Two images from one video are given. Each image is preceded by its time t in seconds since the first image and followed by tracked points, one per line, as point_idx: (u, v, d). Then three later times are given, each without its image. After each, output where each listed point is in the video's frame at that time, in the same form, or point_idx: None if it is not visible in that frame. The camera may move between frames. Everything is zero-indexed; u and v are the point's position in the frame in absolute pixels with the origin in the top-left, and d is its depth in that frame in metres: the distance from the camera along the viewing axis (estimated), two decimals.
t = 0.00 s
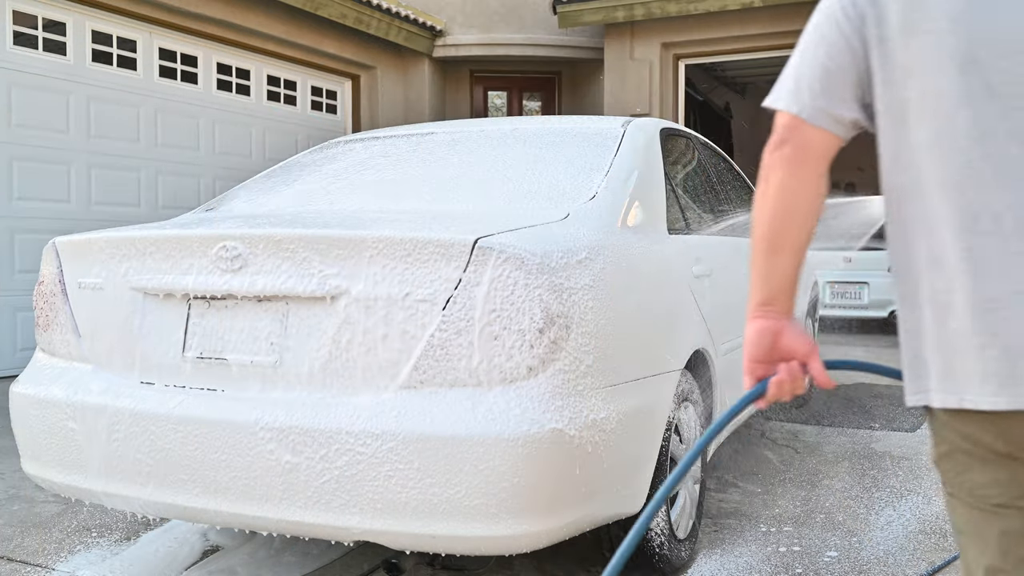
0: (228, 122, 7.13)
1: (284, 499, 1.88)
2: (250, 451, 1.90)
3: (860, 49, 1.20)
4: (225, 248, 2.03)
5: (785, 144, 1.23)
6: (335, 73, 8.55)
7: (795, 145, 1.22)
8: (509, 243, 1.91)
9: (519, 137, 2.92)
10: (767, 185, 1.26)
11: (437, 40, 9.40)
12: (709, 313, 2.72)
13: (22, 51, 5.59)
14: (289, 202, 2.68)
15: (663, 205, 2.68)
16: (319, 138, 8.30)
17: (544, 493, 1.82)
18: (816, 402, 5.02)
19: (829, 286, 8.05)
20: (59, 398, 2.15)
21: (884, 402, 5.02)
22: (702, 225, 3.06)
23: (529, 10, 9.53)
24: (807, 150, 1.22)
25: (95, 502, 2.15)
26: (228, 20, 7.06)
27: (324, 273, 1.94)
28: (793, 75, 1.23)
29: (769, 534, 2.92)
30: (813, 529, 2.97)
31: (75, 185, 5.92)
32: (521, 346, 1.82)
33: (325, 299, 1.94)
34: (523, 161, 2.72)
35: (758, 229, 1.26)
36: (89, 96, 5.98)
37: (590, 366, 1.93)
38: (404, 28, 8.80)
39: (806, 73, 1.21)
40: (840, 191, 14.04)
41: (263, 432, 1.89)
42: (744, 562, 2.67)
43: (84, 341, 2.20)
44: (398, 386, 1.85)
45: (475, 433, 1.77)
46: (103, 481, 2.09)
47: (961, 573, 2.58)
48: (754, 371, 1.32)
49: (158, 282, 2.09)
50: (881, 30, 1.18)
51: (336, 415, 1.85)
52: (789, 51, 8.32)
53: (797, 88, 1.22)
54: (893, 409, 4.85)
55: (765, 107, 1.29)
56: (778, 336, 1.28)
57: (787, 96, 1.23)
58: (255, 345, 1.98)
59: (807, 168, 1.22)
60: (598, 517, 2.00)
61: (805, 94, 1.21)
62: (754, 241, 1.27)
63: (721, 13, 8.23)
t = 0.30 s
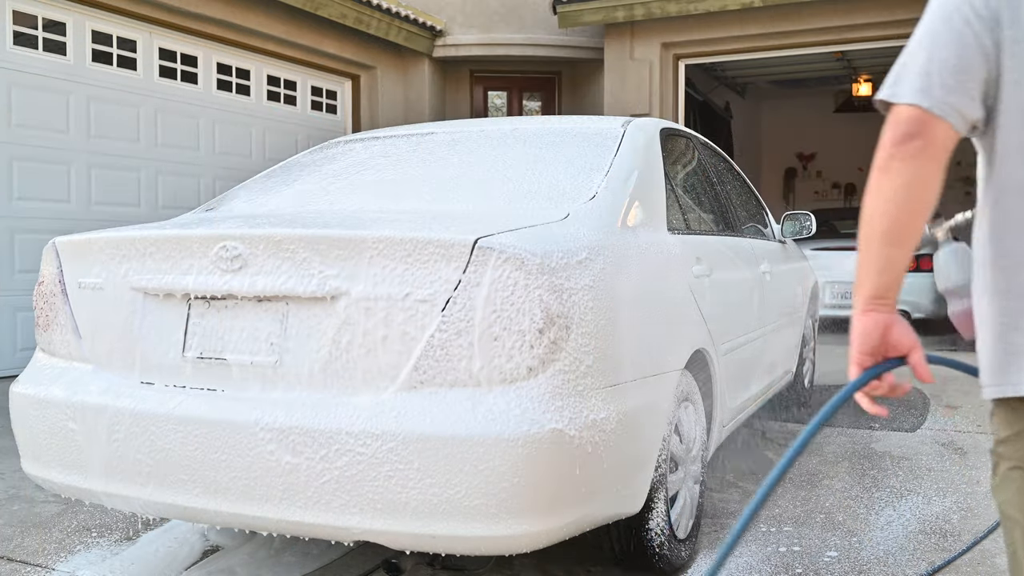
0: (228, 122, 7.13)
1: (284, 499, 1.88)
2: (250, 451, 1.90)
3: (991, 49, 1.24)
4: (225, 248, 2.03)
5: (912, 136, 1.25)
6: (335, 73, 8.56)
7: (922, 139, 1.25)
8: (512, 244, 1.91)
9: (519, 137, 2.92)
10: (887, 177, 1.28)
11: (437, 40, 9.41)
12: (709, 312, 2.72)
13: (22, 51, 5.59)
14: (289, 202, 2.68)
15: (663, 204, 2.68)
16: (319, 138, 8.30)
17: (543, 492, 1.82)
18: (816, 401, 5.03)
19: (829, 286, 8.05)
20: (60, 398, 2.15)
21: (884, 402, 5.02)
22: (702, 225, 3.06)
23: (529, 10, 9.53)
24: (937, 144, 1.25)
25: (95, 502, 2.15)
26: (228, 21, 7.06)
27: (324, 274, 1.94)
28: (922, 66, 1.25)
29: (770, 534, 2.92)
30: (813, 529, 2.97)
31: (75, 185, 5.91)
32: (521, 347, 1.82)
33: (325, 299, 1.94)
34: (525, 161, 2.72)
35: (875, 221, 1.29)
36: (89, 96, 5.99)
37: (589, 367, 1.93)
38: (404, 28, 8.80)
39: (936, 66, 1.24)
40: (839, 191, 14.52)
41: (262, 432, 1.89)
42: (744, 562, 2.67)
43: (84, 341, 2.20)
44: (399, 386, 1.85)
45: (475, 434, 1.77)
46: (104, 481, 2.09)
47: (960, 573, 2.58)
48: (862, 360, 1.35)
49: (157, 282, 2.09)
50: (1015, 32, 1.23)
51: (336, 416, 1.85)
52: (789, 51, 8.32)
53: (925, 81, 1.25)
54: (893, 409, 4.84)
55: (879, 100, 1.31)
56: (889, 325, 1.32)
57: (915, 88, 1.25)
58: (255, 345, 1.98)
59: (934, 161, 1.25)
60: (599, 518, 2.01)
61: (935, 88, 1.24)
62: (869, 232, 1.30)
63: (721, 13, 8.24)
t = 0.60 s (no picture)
0: (228, 122, 7.13)
1: (283, 499, 1.89)
2: (251, 451, 1.90)
3: None
4: (225, 248, 2.03)
5: None
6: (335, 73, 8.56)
7: None
8: (509, 243, 1.91)
9: (519, 137, 2.92)
10: None
11: (437, 40, 9.41)
12: (709, 313, 2.72)
13: (22, 51, 5.59)
14: (289, 202, 2.68)
15: (663, 204, 2.68)
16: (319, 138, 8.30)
17: (543, 493, 1.82)
18: (816, 401, 5.03)
19: (829, 286, 8.04)
20: (60, 397, 2.15)
21: (884, 402, 5.02)
22: (703, 225, 3.07)
23: (529, 10, 9.54)
24: None
25: (96, 502, 2.15)
26: (228, 20, 7.05)
27: (324, 274, 1.94)
28: None
29: (770, 534, 2.92)
30: (813, 529, 2.97)
31: (75, 185, 5.92)
32: (521, 348, 1.82)
33: (324, 299, 1.94)
34: (525, 161, 2.72)
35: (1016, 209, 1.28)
36: (89, 96, 5.99)
37: (591, 367, 1.94)
38: (404, 28, 8.79)
39: None
40: (839, 192, 14.37)
41: (263, 432, 1.89)
42: (744, 562, 2.67)
43: (84, 341, 2.20)
44: (398, 387, 1.85)
45: (475, 434, 1.77)
46: (104, 480, 2.09)
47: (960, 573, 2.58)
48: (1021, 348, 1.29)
49: (157, 282, 2.09)
50: None
51: (336, 416, 1.85)
52: (789, 51, 8.33)
53: None
54: (893, 409, 4.85)
55: (1004, 95, 1.33)
56: None
57: None
58: (255, 345, 1.98)
59: None
60: (599, 518, 2.01)
61: None
62: (1009, 221, 1.29)
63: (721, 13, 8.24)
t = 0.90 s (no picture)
0: (228, 122, 7.13)
1: (284, 498, 1.89)
2: (251, 451, 1.90)
3: None
4: (225, 248, 2.03)
5: None
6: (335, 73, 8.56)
7: None
8: (511, 242, 1.91)
9: (519, 137, 2.92)
10: None
11: (437, 40, 9.41)
12: (709, 312, 2.72)
13: (22, 51, 5.59)
14: (289, 202, 2.68)
15: (663, 204, 2.68)
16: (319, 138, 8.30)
17: (543, 493, 1.82)
18: (816, 401, 5.03)
19: (829, 286, 8.04)
20: (59, 398, 2.15)
21: (884, 402, 5.02)
22: (703, 225, 3.07)
23: (529, 10, 9.54)
24: None
25: (96, 502, 2.15)
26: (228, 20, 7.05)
27: (323, 274, 1.94)
28: None
29: (771, 534, 2.92)
30: (813, 529, 2.97)
31: (75, 185, 5.92)
32: (521, 349, 1.82)
33: (325, 300, 1.94)
34: (525, 161, 2.72)
35: None
36: (89, 96, 5.99)
37: (591, 367, 1.94)
38: (404, 28, 8.79)
39: None
40: (839, 192, 14.37)
41: (263, 433, 1.89)
42: (745, 562, 2.67)
43: (84, 342, 2.20)
44: (398, 387, 1.85)
45: (475, 434, 1.77)
46: (105, 480, 2.09)
47: (960, 573, 2.58)
48: None
49: (157, 283, 2.09)
50: None
51: (336, 416, 1.85)
52: (789, 51, 8.32)
53: None
54: (893, 409, 4.85)
55: None
56: None
57: None
58: (255, 344, 1.98)
59: None
60: (598, 518, 2.00)
61: None
62: None
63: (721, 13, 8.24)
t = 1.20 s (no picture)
0: (228, 122, 7.13)
1: (284, 498, 1.89)
2: (251, 451, 1.89)
3: None
4: (225, 248, 2.03)
5: None
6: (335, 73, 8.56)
7: None
8: (510, 242, 1.91)
9: (519, 138, 2.92)
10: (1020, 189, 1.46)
11: (437, 40, 9.40)
12: (709, 313, 2.72)
13: (22, 51, 5.59)
14: (289, 203, 2.68)
15: (663, 205, 2.68)
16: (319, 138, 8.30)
17: (543, 493, 1.82)
18: (815, 401, 5.03)
19: (829, 286, 8.03)
20: (59, 398, 2.15)
21: (884, 402, 5.02)
22: (702, 225, 3.06)
23: (529, 10, 9.54)
24: None
25: (96, 502, 2.15)
26: (228, 20, 7.05)
27: (323, 275, 1.94)
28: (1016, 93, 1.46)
29: (771, 534, 2.92)
30: (813, 529, 2.97)
31: (75, 185, 5.92)
32: (521, 349, 1.82)
33: (325, 300, 1.94)
34: (525, 160, 2.72)
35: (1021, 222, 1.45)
36: (89, 96, 5.99)
37: (591, 369, 1.94)
38: (404, 28, 8.79)
39: None
40: (839, 191, 14.38)
41: (263, 433, 1.89)
42: (745, 562, 2.67)
43: (84, 342, 2.20)
44: (399, 388, 1.85)
45: (475, 434, 1.77)
46: (105, 480, 2.09)
47: (960, 573, 2.59)
48: None
49: (157, 283, 2.09)
50: None
51: (336, 417, 1.85)
52: (789, 51, 8.33)
53: None
54: (893, 409, 4.85)
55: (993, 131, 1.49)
56: None
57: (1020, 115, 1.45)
58: (255, 344, 1.98)
59: None
60: (599, 518, 2.01)
61: None
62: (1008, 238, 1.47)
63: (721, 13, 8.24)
